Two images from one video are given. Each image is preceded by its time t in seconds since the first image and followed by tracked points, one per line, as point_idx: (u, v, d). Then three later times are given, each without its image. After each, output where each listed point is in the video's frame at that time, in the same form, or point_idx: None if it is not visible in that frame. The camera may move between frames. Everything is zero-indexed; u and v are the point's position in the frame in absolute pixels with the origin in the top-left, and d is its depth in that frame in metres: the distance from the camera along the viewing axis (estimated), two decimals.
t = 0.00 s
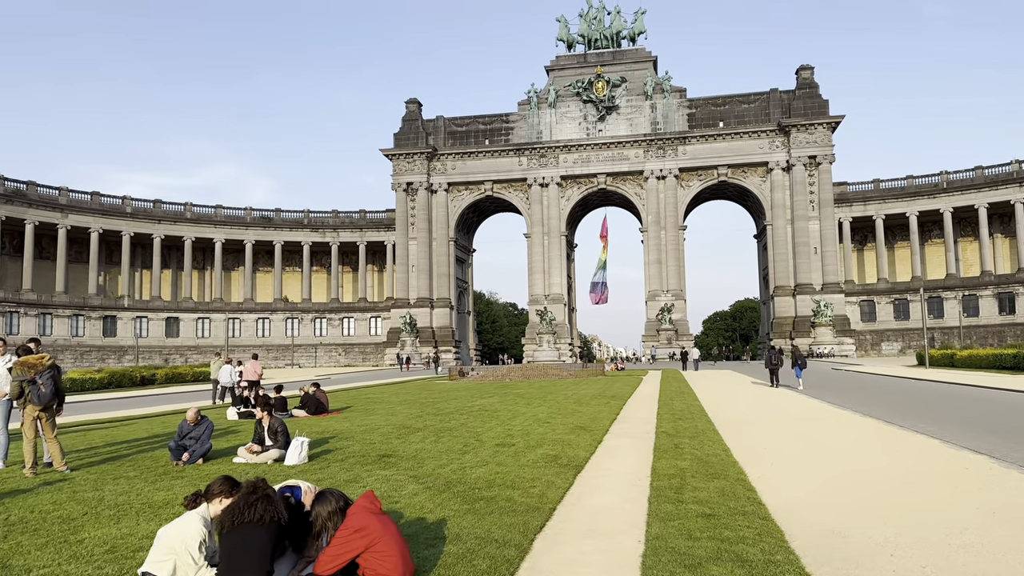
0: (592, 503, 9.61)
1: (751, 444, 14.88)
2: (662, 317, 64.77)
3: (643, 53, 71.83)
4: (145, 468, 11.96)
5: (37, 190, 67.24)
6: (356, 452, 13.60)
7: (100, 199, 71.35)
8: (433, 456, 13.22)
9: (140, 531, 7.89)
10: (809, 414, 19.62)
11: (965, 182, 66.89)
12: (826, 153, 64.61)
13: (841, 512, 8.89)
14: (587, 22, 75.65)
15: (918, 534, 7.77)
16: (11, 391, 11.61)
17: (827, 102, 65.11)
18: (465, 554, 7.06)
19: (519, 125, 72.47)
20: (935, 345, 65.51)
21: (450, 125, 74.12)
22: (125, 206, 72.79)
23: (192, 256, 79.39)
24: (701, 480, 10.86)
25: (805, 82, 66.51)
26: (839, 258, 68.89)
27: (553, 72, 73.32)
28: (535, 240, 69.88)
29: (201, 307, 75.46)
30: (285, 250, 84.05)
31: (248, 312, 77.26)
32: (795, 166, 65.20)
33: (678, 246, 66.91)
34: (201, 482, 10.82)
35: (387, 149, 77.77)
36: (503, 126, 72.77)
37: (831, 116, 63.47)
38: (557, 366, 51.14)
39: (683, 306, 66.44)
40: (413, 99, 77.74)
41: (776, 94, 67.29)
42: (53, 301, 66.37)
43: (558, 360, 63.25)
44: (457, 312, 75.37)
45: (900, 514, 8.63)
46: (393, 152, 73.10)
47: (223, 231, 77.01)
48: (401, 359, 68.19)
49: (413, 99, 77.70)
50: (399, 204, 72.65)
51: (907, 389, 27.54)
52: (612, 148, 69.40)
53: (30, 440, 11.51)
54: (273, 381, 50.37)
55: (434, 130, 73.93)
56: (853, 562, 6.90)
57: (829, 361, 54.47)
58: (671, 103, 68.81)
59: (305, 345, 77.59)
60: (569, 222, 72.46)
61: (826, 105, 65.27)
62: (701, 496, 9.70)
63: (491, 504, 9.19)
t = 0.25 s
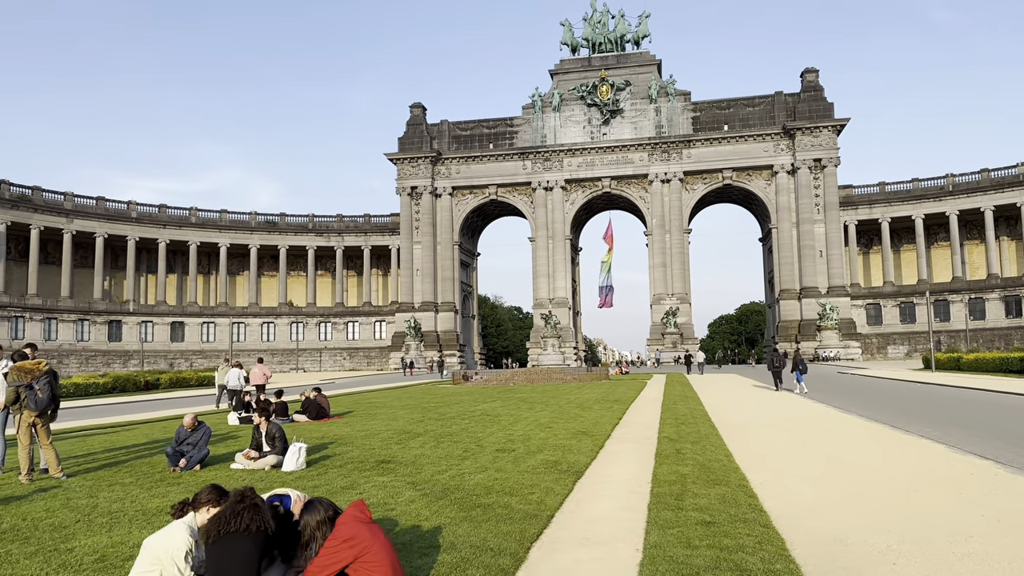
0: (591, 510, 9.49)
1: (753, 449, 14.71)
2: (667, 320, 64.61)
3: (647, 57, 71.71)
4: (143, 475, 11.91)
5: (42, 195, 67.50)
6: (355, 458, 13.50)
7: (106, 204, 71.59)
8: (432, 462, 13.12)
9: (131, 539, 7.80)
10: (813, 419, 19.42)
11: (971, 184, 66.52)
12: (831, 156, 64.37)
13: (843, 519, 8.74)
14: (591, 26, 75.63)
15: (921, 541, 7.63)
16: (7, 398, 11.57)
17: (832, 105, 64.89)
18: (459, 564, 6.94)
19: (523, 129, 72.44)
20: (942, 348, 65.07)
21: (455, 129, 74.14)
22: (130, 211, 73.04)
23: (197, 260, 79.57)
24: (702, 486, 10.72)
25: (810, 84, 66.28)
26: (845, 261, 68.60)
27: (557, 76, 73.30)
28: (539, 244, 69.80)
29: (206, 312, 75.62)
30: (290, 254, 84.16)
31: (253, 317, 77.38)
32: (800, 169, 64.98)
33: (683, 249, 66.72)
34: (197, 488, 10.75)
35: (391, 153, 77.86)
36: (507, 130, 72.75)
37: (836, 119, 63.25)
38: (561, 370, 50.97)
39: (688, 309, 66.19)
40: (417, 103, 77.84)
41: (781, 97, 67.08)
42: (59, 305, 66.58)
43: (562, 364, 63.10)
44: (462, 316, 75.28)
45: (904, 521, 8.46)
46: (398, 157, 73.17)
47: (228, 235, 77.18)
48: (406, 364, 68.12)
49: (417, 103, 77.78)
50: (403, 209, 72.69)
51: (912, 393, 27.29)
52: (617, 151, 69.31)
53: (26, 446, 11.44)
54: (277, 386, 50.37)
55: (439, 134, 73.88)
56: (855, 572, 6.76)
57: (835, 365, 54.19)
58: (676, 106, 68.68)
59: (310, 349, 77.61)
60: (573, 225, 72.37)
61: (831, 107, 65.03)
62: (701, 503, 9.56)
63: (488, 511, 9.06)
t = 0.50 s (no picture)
0: (588, 515, 9.40)
1: (754, 453, 14.59)
2: (670, 323, 64.45)
3: (650, 59, 71.61)
4: (140, 479, 11.85)
5: (46, 200, 67.68)
6: (352, 462, 13.42)
7: (109, 208, 71.72)
8: (430, 466, 13.03)
9: (122, 545, 7.71)
10: (815, 422, 19.28)
11: (974, 187, 66.32)
12: (834, 158, 64.22)
13: (843, 523, 8.64)
14: (593, 29, 75.64)
15: (921, 546, 7.53)
16: None
17: (834, 107, 64.77)
18: (452, 569, 6.84)
19: (525, 132, 72.43)
20: (946, 351, 64.78)
21: (457, 132, 74.15)
22: (133, 215, 73.17)
23: (200, 264, 79.69)
24: (700, 490, 10.62)
25: (813, 87, 66.17)
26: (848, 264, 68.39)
27: (559, 79, 73.30)
28: (541, 247, 69.72)
29: (209, 315, 75.69)
30: (293, 258, 84.21)
31: (256, 320, 77.42)
32: (803, 172, 64.85)
33: (685, 252, 66.59)
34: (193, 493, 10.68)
35: (394, 157, 77.87)
36: (510, 133, 72.75)
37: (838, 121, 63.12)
38: (563, 374, 50.80)
39: (691, 312, 66.01)
40: (420, 107, 77.91)
41: (783, 100, 66.97)
42: (62, 309, 66.65)
43: (565, 367, 62.96)
44: (464, 320, 75.21)
45: (905, 526, 8.35)
46: (400, 160, 73.20)
47: (231, 239, 77.26)
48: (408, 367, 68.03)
49: (419, 107, 77.84)
50: (405, 212, 72.70)
51: (915, 395, 27.13)
52: (619, 154, 69.24)
53: (21, 450, 11.42)
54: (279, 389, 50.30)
55: (441, 137, 73.89)
56: None
57: (839, 368, 53.97)
58: (678, 109, 68.60)
59: (312, 352, 77.53)
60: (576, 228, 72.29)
61: (834, 110, 64.91)
62: (700, 507, 9.46)
63: (484, 516, 8.97)
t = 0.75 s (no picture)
0: (581, 519, 9.31)
1: (751, 456, 14.49)
2: (671, 326, 64.34)
3: (650, 62, 71.59)
4: (133, 482, 11.78)
5: (48, 203, 67.73)
6: (346, 466, 13.33)
7: (110, 211, 71.74)
8: (424, 469, 12.94)
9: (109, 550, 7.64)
10: (814, 425, 19.15)
11: (975, 189, 66.18)
12: (835, 161, 64.14)
13: (839, 527, 8.54)
14: (594, 32, 75.65)
15: (918, 550, 7.43)
16: None
17: (835, 110, 64.70)
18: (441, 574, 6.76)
19: (526, 134, 72.39)
20: (948, 353, 64.58)
21: (457, 135, 74.14)
22: (134, 218, 73.21)
23: (201, 267, 79.71)
24: (696, 493, 10.53)
25: (813, 89, 66.10)
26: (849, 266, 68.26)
27: (559, 82, 73.31)
28: (542, 250, 69.65)
29: (210, 319, 75.69)
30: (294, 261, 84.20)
31: (257, 323, 77.41)
32: (803, 174, 64.76)
33: (686, 255, 66.49)
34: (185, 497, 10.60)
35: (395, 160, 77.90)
36: (510, 136, 72.71)
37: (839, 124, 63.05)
38: (563, 376, 50.68)
39: (692, 315, 65.87)
40: (420, 110, 77.94)
41: (784, 102, 66.89)
42: (63, 312, 66.61)
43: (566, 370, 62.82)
44: (465, 323, 75.13)
45: (902, 530, 8.27)
46: (401, 163, 73.19)
47: (232, 242, 77.27)
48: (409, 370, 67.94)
49: (420, 110, 77.86)
50: (406, 215, 72.67)
51: (915, 398, 27.02)
52: (619, 157, 69.18)
53: (13, 453, 11.35)
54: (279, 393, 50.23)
55: (441, 140, 73.97)
56: None
57: (840, 371, 53.79)
58: (679, 111, 68.55)
59: (313, 356, 77.47)
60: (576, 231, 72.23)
61: (834, 112, 64.84)
62: (695, 510, 9.37)
63: (476, 519, 8.88)
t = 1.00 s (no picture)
0: (570, 523, 9.20)
1: (744, 459, 14.39)
2: (668, 328, 64.29)
3: (648, 65, 71.58)
4: (120, 487, 11.67)
5: (45, 207, 67.58)
6: (336, 470, 13.21)
7: (107, 214, 71.55)
8: (414, 474, 12.84)
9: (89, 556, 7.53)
10: (809, 427, 19.05)
11: (973, 191, 66.20)
12: (833, 163, 64.15)
13: (830, 531, 8.44)
14: (591, 34, 75.64)
15: (910, 555, 7.33)
16: None
17: (833, 112, 64.71)
18: None
19: (524, 137, 72.36)
20: (946, 356, 64.57)
21: (455, 138, 74.06)
22: (131, 221, 73.05)
23: (199, 270, 79.52)
24: (687, 497, 10.42)
25: (811, 92, 66.12)
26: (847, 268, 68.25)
27: (557, 85, 73.29)
28: (540, 252, 69.57)
29: (207, 322, 75.56)
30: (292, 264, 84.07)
31: (254, 327, 77.28)
32: (801, 176, 64.76)
33: (684, 258, 66.42)
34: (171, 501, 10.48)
35: (392, 163, 77.83)
36: (508, 138, 72.66)
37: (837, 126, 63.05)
38: (561, 379, 50.55)
39: (690, 317, 65.82)
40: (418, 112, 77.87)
41: (781, 105, 66.87)
42: (60, 316, 66.37)
43: (564, 372, 62.72)
44: (463, 325, 75.03)
45: (895, 534, 8.15)
46: (399, 166, 73.11)
47: (229, 245, 77.13)
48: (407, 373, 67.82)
49: (418, 112, 77.80)
50: (404, 218, 72.56)
51: (912, 401, 26.93)
52: (617, 159, 69.13)
53: None
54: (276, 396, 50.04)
55: (439, 143, 73.91)
56: None
57: (838, 373, 53.75)
58: (676, 114, 68.54)
59: (311, 359, 77.31)
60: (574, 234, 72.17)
61: (832, 114, 64.85)
62: (685, 514, 9.26)
63: (463, 525, 8.77)
